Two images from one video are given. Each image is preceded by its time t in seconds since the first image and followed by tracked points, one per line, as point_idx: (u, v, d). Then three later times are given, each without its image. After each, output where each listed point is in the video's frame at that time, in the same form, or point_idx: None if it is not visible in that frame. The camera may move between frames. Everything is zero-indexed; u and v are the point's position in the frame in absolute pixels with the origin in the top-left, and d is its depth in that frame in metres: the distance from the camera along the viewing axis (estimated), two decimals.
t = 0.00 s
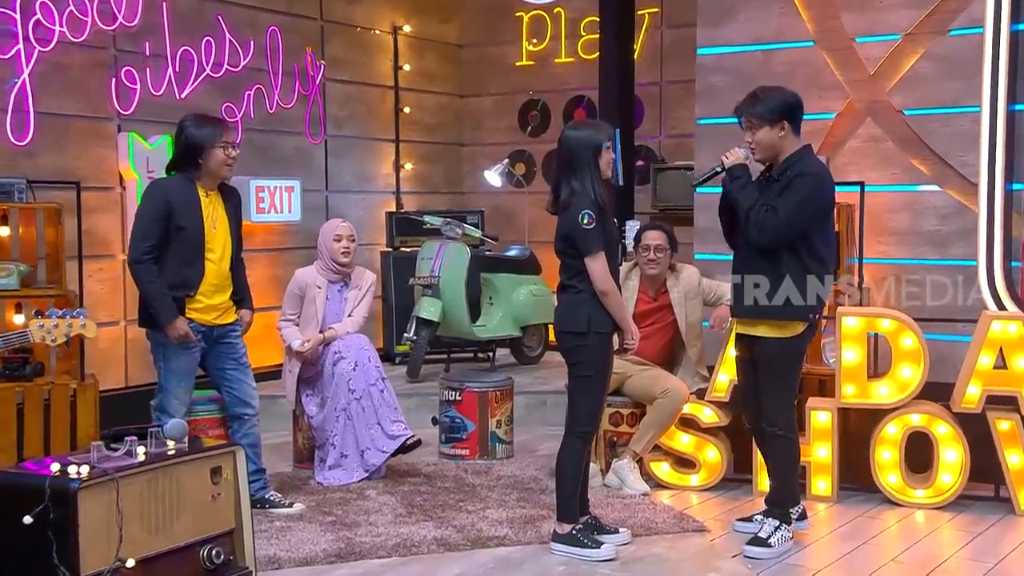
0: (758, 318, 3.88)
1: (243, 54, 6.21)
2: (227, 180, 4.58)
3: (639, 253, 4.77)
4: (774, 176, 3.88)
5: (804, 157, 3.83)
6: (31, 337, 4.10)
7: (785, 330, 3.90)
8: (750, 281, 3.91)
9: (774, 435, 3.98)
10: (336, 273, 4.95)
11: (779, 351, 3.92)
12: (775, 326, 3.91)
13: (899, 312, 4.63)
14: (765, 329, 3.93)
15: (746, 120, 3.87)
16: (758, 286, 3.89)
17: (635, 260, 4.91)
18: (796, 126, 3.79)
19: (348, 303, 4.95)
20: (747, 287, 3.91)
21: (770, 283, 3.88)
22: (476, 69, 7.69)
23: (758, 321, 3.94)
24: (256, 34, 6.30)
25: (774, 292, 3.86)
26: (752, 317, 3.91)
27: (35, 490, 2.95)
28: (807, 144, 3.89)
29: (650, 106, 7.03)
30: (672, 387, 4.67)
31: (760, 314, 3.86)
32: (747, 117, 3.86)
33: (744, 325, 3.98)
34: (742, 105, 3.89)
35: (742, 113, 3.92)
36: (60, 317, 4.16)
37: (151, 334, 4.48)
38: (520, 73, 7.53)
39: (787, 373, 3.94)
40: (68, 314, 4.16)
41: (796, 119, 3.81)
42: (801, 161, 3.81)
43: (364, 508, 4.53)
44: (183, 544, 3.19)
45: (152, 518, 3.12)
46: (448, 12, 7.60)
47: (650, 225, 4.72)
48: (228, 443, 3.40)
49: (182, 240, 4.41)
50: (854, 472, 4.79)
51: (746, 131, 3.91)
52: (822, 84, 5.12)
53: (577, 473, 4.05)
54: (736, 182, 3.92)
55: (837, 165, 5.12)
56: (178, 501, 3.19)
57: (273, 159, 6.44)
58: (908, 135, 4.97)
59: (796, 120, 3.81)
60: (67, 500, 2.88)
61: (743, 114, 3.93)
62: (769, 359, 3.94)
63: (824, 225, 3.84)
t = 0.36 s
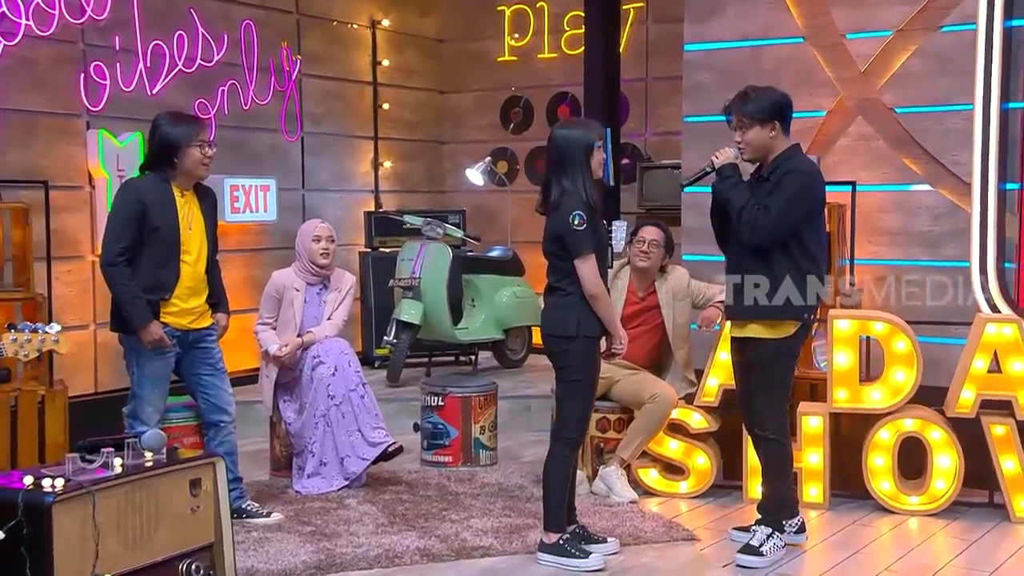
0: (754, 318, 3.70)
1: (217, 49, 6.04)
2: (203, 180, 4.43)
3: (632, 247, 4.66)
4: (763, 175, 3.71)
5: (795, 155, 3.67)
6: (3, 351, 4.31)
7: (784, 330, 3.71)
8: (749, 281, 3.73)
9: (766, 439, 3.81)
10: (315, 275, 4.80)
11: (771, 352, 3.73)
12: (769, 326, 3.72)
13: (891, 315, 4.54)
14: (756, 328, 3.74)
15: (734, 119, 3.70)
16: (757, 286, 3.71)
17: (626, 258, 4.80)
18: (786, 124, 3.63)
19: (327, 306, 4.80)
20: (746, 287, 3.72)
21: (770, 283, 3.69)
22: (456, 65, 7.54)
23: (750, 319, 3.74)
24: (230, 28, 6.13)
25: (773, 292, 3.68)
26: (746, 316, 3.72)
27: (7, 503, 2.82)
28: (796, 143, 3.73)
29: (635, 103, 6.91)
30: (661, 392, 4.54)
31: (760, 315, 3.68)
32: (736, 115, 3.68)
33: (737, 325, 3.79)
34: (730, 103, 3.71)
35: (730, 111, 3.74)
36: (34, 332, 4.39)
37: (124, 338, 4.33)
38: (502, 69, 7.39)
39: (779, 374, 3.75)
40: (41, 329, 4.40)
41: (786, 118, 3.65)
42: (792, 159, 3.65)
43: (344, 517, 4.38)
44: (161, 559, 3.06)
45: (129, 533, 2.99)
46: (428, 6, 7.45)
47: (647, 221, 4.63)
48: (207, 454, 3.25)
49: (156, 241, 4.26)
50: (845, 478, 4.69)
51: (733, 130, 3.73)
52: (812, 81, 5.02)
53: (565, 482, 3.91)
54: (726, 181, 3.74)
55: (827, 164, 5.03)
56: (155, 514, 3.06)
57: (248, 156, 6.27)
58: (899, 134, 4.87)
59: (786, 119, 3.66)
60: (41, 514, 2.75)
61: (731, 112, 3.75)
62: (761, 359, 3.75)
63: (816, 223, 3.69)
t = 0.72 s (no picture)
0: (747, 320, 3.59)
1: (188, 45, 5.87)
2: (177, 181, 4.29)
3: (618, 249, 4.56)
4: (752, 177, 3.60)
5: (784, 156, 3.56)
6: None
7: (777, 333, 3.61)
8: (748, 281, 3.60)
9: (756, 446, 3.71)
10: (292, 278, 4.65)
11: (762, 354, 3.62)
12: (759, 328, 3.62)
13: (880, 318, 4.46)
14: (747, 331, 3.64)
15: (724, 119, 3.57)
16: (756, 286, 3.58)
17: (613, 259, 4.68)
18: (777, 125, 3.52)
19: (304, 310, 4.66)
20: (746, 287, 3.60)
21: (771, 282, 3.57)
22: (435, 61, 7.40)
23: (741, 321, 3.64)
24: (201, 23, 5.96)
25: (772, 292, 3.56)
26: (738, 317, 3.61)
27: None
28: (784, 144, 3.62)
29: (617, 100, 6.80)
30: (648, 398, 4.44)
31: (758, 316, 3.56)
32: (725, 115, 3.56)
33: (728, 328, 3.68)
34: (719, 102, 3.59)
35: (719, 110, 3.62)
36: None
37: (94, 344, 4.18)
38: (482, 65, 7.26)
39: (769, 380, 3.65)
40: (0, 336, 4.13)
41: (778, 120, 3.54)
42: (781, 159, 3.54)
43: (323, 528, 4.23)
44: None
45: (105, 549, 2.86)
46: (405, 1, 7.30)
47: (636, 222, 4.53)
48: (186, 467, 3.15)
49: (128, 244, 4.11)
50: (835, 484, 4.61)
51: (722, 130, 3.61)
52: (799, 80, 4.92)
53: (551, 492, 3.80)
54: (715, 182, 3.62)
55: (815, 165, 4.92)
56: (132, 529, 2.93)
57: (220, 155, 6.11)
58: (888, 134, 4.79)
59: (777, 120, 3.55)
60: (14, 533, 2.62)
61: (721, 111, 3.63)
62: (751, 364, 3.66)
63: (806, 224, 3.59)
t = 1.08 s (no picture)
0: (744, 324, 3.48)
1: (156, 40, 5.70)
2: (147, 182, 4.14)
3: (601, 252, 4.45)
4: (744, 180, 3.49)
5: (777, 157, 3.46)
6: None
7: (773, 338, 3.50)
8: (747, 281, 3.50)
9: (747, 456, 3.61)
10: (266, 281, 4.51)
11: (755, 359, 3.51)
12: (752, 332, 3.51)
13: (869, 322, 4.38)
14: (741, 336, 3.53)
15: (716, 119, 3.46)
16: (755, 287, 3.48)
17: (597, 262, 4.58)
18: (770, 126, 3.42)
19: (279, 315, 4.52)
20: (746, 287, 3.49)
21: (771, 282, 3.47)
22: (411, 58, 7.26)
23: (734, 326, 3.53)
24: (170, 18, 5.79)
25: (771, 294, 3.45)
26: (733, 322, 3.51)
27: None
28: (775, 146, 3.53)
29: (598, 99, 6.70)
30: (632, 404, 4.34)
31: (758, 319, 3.45)
32: (717, 115, 3.45)
33: (722, 333, 3.57)
34: (711, 101, 3.48)
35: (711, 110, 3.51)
36: None
37: (62, 351, 4.03)
38: (459, 62, 7.13)
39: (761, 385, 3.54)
40: None
41: (770, 121, 3.44)
42: (773, 162, 3.44)
43: (299, 540, 4.07)
44: None
45: (79, 563, 3.03)
46: None
47: (619, 224, 4.43)
48: (163, 481, 3.30)
49: (96, 248, 3.96)
50: (822, 491, 4.53)
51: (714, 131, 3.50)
52: (785, 78, 4.83)
53: (535, 504, 3.68)
54: (708, 185, 3.51)
55: (802, 165, 4.83)
56: (106, 546, 3.10)
57: (191, 154, 5.94)
58: (876, 134, 4.71)
59: (769, 122, 3.45)
60: None
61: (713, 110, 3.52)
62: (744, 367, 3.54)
63: (800, 226, 3.50)
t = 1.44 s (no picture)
0: (744, 327, 3.34)
1: (127, 34, 5.51)
2: (119, 182, 3.97)
3: (590, 255, 4.31)
4: (742, 180, 3.36)
5: (775, 157, 3.33)
6: None
7: (777, 341, 3.36)
8: (747, 281, 3.36)
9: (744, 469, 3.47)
10: (244, 285, 4.34)
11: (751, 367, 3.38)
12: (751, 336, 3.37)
13: (864, 326, 4.27)
14: (743, 340, 3.39)
15: (713, 117, 3.33)
16: (755, 287, 3.35)
17: (585, 265, 4.44)
18: (769, 124, 3.29)
19: (257, 320, 4.35)
20: (745, 288, 3.35)
21: (771, 282, 3.34)
22: (392, 53, 7.09)
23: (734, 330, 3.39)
24: (142, 12, 5.60)
25: (771, 295, 3.32)
26: (737, 324, 3.36)
27: None
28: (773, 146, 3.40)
29: (585, 96, 6.56)
30: (622, 411, 4.20)
31: (759, 320, 3.32)
32: (715, 112, 3.31)
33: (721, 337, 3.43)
34: (709, 98, 3.35)
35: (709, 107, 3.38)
36: None
37: (31, 358, 3.86)
38: (441, 56, 6.97)
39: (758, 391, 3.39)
40: None
41: (769, 119, 3.31)
42: (771, 161, 3.31)
43: (278, 553, 3.89)
44: None
45: None
46: None
47: (608, 226, 4.29)
48: (141, 496, 3.25)
49: (67, 252, 3.79)
50: (817, 499, 4.42)
51: (712, 129, 3.37)
52: (778, 75, 4.70)
53: (522, 519, 3.54)
54: (706, 184, 3.38)
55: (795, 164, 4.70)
56: (81, 563, 3.04)
57: (164, 152, 5.76)
58: (871, 132, 4.59)
59: (769, 121, 3.32)
60: None
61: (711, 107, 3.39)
62: (742, 372, 3.40)
63: (800, 225, 3.36)
